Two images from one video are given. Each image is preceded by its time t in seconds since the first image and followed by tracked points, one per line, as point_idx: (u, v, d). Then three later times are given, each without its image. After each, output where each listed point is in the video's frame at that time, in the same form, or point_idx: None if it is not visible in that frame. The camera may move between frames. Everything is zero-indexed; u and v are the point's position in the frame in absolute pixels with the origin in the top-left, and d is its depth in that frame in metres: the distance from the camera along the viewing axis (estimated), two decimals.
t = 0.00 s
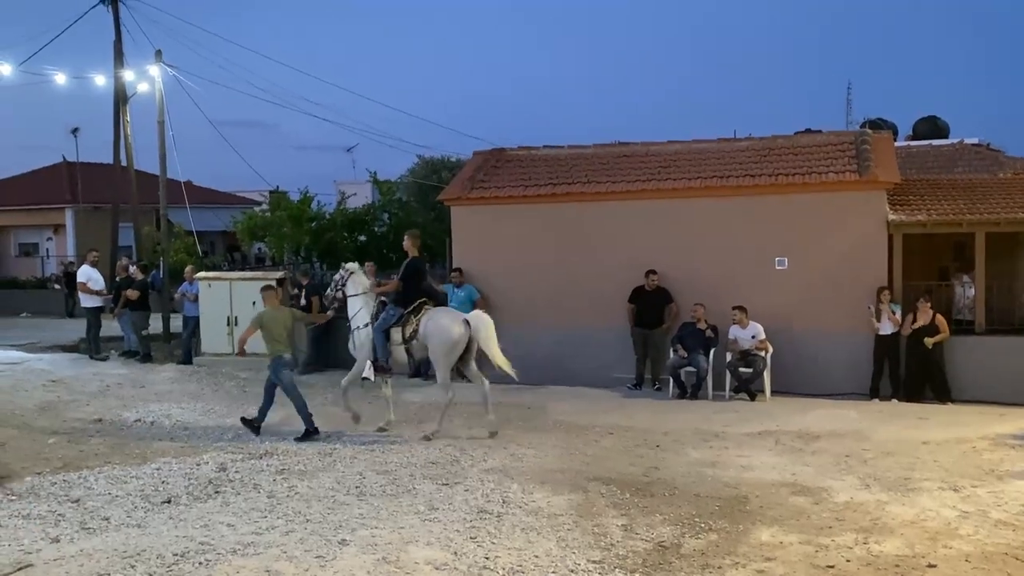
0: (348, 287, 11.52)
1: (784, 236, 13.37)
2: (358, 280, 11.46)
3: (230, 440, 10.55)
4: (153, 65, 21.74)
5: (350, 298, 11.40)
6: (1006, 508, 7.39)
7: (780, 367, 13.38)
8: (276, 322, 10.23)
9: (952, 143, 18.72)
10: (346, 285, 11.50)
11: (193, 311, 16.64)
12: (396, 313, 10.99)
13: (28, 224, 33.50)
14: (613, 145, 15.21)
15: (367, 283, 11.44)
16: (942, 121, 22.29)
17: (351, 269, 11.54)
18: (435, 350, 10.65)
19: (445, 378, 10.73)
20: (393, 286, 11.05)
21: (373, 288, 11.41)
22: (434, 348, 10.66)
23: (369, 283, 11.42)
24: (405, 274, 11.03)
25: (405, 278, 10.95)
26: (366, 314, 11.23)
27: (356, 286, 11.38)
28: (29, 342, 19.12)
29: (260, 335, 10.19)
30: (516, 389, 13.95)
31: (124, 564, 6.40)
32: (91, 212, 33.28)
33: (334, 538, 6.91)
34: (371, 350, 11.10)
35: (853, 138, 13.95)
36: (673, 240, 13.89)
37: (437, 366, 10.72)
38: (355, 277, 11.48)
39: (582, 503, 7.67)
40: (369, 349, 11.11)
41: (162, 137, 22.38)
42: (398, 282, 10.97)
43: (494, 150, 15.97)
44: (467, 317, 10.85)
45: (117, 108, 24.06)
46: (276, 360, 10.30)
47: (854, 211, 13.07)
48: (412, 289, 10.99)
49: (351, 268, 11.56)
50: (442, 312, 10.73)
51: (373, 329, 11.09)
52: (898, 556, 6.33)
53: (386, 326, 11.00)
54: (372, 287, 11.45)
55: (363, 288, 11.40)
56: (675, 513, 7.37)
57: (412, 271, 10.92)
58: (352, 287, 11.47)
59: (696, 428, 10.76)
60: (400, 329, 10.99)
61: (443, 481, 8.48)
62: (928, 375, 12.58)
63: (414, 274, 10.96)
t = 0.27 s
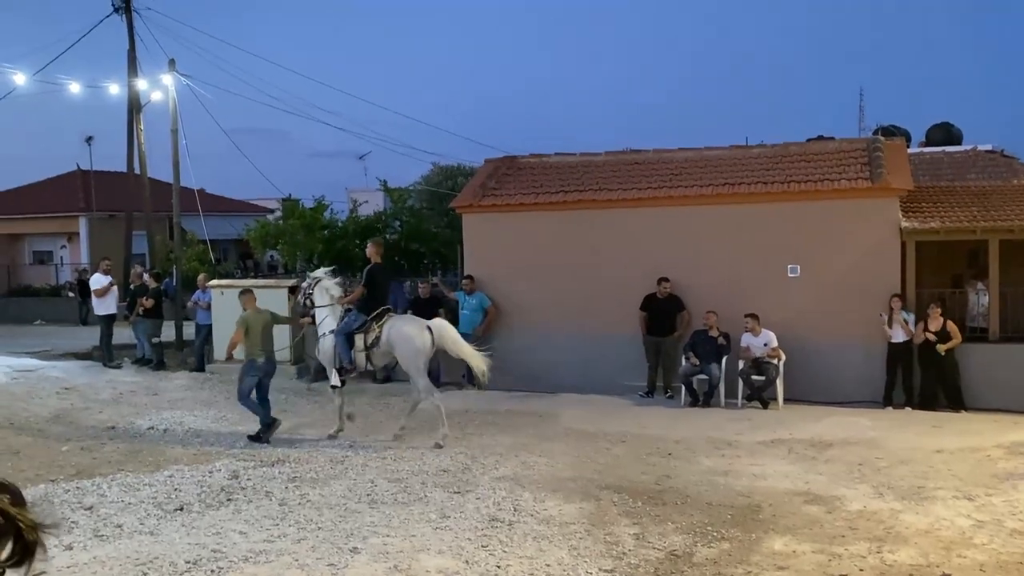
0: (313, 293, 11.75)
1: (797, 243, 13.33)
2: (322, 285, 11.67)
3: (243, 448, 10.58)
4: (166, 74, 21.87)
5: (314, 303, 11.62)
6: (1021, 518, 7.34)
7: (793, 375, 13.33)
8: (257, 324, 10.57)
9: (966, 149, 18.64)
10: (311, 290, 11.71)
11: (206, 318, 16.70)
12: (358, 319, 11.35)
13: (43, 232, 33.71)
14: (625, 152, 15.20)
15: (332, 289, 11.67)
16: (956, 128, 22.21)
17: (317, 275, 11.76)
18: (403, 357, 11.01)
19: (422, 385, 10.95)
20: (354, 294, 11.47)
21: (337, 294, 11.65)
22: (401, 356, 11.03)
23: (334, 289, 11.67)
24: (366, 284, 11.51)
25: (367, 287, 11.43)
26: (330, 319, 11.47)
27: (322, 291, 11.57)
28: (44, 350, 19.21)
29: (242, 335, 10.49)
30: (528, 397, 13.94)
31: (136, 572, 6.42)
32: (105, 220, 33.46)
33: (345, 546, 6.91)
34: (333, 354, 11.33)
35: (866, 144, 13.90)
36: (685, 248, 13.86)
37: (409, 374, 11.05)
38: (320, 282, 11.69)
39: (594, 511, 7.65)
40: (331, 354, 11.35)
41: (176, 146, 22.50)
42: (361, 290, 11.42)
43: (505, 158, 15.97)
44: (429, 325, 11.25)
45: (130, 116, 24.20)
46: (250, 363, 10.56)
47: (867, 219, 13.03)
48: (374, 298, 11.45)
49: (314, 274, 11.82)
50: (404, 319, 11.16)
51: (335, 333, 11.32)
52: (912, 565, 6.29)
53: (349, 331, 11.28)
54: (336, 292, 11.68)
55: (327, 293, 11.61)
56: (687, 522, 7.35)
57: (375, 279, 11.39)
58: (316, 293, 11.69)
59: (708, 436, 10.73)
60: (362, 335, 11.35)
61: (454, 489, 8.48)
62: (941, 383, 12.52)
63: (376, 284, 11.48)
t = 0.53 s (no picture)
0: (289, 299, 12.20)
1: (811, 249, 13.30)
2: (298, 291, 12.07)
3: (257, 453, 10.61)
4: (182, 82, 22.01)
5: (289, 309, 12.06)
6: None
7: (808, 381, 13.28)
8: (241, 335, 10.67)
9: (982, 154, 18.54)
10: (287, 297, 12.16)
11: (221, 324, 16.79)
12: (327, 324, 11.59)
13: (60, 239, 33.95)
14: (638, 158, 15.19)
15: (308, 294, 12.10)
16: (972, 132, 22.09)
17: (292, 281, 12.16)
18: (361, 362, 11.33)
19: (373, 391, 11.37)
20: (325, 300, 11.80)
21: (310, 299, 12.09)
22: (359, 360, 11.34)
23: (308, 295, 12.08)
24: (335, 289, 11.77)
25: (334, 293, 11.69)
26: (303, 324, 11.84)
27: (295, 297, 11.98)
28: (60, 355, 19.34)
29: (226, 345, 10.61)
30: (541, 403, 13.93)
31: None
32: (121, 226, 33.68)
33: (359, 552, 6.93)
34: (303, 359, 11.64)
35: (880, 150, 13.84)
36: (698, 254, 13.84)
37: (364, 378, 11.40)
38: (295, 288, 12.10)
39: (607, 518, 7.64)
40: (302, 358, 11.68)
41: (192, 152, 22.64)
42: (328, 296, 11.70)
43: (518, 164, 15.98)
44: (396, 333, 11.50)
45: (146, 123, 24.34)
46: (229, 371, 10.71)
47: (882, 225, 12.98)
48: (342, 303, 11.69)
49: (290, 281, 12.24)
50: (371, 326, 11.43)
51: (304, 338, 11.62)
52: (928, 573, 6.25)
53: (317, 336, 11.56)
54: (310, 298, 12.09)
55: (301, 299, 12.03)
56: (702, 529, 7.32)
57: (341, 285, 11.63)
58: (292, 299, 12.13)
59: (723, 443, 10.70)
60: (331, 340, 11.61)
61: (468, 495, 8.48)
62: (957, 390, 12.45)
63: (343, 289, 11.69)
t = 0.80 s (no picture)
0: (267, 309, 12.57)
1: (832, 257, 13.22)
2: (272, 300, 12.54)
3: (277, 459, 10.66)
4: (204, 90, 22.19)
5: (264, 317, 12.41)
6: None
7: (829, 389, 13.19)
8: (228, 334, 11.09)
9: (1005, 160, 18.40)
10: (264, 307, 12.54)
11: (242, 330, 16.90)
12: (300, 328, 11.89)
13: (83, 246, 34.25)
14: (657, 165, 15.16)
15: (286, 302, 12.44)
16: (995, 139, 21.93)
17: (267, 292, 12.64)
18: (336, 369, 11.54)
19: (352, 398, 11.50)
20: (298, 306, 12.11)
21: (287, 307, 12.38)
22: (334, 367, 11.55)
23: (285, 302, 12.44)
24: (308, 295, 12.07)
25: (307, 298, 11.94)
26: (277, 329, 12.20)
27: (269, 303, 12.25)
28: (84, 361, 19.50)
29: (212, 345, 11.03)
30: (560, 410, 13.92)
31: None
32: (144, 233, 33.96)
33: (379, 558, 6.93)
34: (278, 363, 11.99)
35: (903, 157, 13.73)
36: (718, 261, 13.80)
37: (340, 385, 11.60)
38: (269, 297, 12.55)
39: (627, 526, 7.62)
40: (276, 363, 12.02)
41: (214, 160, 22.80)
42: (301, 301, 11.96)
43: (537, 170, 15.98)
44: (367, 338, 11.73)
45: (169, 131, 24.54)
46: (223, 370, 11.14)
47: (904, 232, 12.88)
48: (315, 308, 11.94)
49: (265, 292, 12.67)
50: (342, 331, 11.64)
51: (279, 342, 11.96)
52: None
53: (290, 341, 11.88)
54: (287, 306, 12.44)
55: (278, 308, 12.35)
56: (722, 538, 7.29)
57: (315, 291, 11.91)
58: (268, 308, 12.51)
59: (743, 451, 10.65)
60: (303, 344, 11.90)
61: (487, 502, 8.48)
62: (980, 398, 12.33)
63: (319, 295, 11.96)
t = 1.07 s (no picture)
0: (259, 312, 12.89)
1: (861, 265, 13.12)
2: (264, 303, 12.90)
3: (304, 465, 10.71)
4: (234, 99, 22.41)
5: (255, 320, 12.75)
6: None
7: (859, 399, 13.07)
8: (223, 343, 11.42)
9: None
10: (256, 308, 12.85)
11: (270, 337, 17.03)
12: (285, 332, 12.35)
13: (114, 253, 34.64)
14: (684, 171, 15.11)
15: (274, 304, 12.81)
16: None
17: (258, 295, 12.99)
18: (317, 372, 12.22)
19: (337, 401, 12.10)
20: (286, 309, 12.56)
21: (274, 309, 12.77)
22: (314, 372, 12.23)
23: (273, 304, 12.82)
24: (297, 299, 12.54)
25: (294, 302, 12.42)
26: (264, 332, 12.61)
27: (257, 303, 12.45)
28: (114, 366, 19.70)
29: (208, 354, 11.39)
30: (586, 418, 13.89)
31: None
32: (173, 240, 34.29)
33: (406, 565, 6.95)
34: (262, 365, 12.37)
35: (933, 163, 13.59)
36: (746, 268, 13.73)
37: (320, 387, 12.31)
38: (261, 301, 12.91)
39: (655, 535, 7.59)
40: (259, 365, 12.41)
41: (243, 168, 22.99)
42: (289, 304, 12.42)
43: (564, 177, 15.95)
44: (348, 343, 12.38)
45: (199, 140, 24.76)
46: (225, 376, 11.47)
47: (935, 240, 12.77)
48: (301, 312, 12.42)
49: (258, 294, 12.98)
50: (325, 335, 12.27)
51: (264, 345, 12.35)
52: None
53: (276, 343, 12.30)
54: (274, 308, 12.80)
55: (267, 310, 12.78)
56: (750, 548, 7.24)
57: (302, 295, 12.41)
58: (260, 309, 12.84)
59: (771, 460, 10.57)
60: (288, 347, 12.37)
61: (513, 509, 8.48)
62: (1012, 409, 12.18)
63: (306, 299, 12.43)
